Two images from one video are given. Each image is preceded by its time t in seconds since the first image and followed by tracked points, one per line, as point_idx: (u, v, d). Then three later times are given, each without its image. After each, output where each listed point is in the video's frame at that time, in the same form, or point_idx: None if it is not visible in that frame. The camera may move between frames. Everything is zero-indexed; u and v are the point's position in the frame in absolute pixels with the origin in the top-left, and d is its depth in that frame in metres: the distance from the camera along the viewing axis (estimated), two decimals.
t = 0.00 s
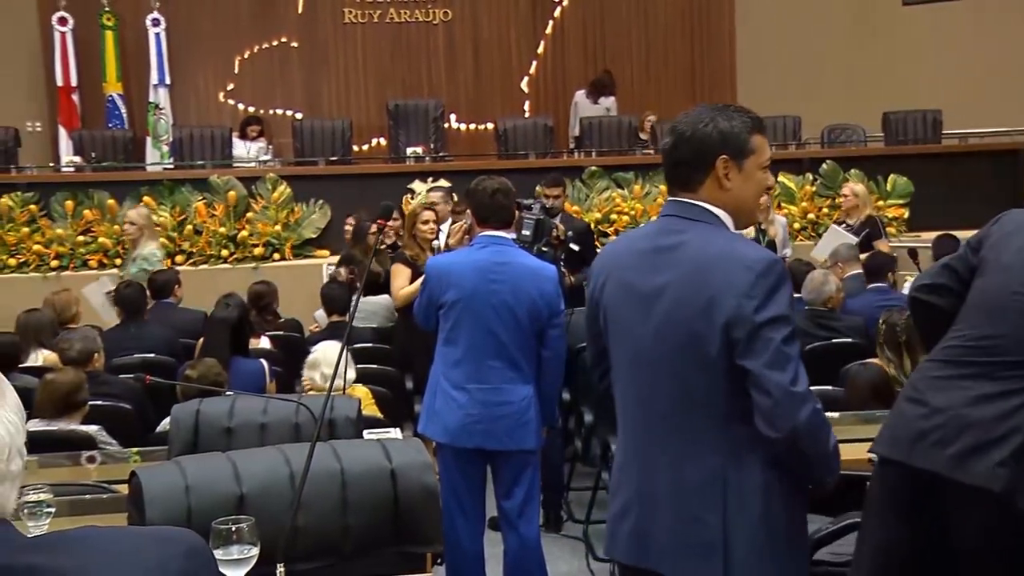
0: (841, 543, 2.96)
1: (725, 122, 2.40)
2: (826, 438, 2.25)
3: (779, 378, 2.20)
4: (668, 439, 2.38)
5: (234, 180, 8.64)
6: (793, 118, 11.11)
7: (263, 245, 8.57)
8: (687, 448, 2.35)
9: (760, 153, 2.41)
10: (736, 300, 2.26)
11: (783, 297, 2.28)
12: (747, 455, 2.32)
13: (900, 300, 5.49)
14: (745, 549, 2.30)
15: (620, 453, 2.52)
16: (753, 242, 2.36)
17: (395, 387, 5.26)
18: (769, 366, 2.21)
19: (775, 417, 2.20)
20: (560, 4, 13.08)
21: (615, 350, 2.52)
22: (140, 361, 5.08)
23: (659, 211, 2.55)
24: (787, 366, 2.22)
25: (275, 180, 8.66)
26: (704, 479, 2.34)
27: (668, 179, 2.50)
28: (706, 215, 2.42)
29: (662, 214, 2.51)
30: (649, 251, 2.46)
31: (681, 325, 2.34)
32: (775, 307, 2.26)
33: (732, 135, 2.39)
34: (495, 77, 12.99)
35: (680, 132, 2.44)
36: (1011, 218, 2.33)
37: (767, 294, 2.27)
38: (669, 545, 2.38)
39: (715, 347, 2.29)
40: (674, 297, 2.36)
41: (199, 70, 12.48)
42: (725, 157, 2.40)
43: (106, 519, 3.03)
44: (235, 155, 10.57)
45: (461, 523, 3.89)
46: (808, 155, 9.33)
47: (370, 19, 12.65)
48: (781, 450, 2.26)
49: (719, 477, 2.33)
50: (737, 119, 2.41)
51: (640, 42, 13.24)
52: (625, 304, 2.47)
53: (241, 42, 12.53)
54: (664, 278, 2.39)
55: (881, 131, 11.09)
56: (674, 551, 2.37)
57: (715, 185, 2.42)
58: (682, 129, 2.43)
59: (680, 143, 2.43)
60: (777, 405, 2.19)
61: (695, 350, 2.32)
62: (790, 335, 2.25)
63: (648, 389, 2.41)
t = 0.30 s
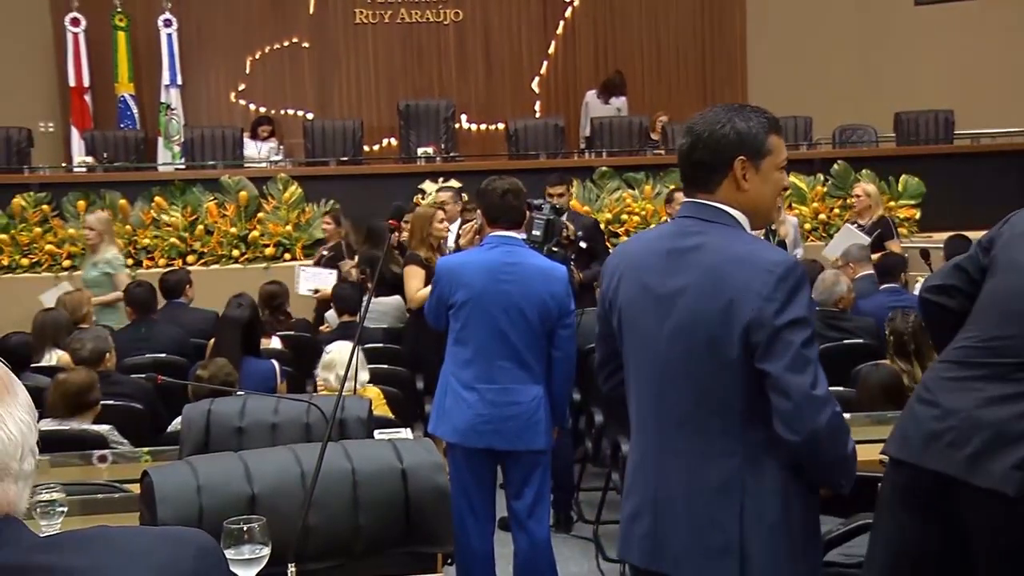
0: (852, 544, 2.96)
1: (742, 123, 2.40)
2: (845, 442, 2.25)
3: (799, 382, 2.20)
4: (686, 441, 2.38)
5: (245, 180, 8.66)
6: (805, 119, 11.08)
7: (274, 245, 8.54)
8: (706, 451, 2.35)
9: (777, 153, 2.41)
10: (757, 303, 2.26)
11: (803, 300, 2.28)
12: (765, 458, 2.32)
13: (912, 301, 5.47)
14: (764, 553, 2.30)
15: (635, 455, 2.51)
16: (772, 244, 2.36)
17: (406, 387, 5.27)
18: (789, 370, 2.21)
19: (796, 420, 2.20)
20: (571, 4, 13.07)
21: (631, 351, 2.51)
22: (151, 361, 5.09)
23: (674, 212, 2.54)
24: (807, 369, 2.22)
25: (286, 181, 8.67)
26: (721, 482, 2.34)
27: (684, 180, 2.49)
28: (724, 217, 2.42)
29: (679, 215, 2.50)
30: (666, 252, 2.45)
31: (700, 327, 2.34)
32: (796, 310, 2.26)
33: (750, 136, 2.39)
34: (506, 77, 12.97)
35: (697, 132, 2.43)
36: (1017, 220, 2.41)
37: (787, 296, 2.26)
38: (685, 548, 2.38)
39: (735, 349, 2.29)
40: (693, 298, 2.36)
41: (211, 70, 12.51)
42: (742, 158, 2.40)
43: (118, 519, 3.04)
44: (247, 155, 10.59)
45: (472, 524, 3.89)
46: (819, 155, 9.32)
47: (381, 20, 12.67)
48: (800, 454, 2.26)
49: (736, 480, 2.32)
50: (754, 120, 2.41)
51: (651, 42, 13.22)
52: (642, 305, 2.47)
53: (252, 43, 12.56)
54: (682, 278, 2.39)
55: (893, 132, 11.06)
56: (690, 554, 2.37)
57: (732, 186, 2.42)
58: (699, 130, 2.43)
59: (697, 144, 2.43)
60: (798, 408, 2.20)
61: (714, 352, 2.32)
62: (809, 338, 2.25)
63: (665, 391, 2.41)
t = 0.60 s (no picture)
0: (854, 545, 2.96)
1: (745, 123, 2.40)
2: (849, 443, 2.26)
3: (806, 384, 2.20)
4: (690, 443, 2.38)
5: (248, 180, 8.67)
6: (808, 119, 11.07)
7: (276, 245, 8.56)
8: (710, 452, 2.35)
9: (780, 153, 2.42)
10: (763, 305, 2.26)
11: (808, 302, 2.28)
12: (769, 460, 2.32)
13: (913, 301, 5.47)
14: (768, 554, 2.30)
15: (637, 456, 2.51)
16: (777, 245, 2.36)
17: (408, 387, 5.27)
18: (795, 372, 2.21)
19: (802, 423, 2.20)
20: (573, 4, 13.07)
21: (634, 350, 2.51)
22: (154, 361, 5.10)
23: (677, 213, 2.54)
24: (812, 372, 2.22)
25: (289, 180, 8.67)
26: (725, 484, 2.33)
27: (687, 180, 2.49)
28: (727, 218, 2.42)
29: (683, 215, 2.50)
30: (670, 252, 2.45)
31: (705, 327, 2.34)
32: (801, 312, 2.26)
33: (754, 136, 2.39)
34: (508, 77, 12.98)
35: (700, 133, 2.43)
36: (996, 219, 2.47)
37: (793, 298, 2.27)
38: (688, 549, 2.38)
39: (741, 351, 2.29)
40: (697, 299, 2.36)
41: (213, 70, 12.52)
42: (746, 158, 2.40)
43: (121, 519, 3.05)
44: (250, 156, 10.59)
45: (474, 525, 3.89)
46: (822, 156, 9.32)
47: (383, 20, 12.67)
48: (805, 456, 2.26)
49: (740, 482, 2.33)
50: (757, 119, 2.41)
51: (654, 42, 13.22)
52: (646, 305, 2.47)
53: (254, 43, 12.57)
54: (687, 279, 2.39)
55: (896, 132, 11.06)
56: (693, 555, 2.38)
57: (735, 187, 2.42)
58: (703, 131, 2.43)
59: (701, 145, 2.43)
60: (804, 410, 2.19)
61: (719, 354, 2.32)
62: (815, 340, 2.25)
63: (669, 392, 2.41)
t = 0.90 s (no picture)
0: (860, 544, 2.97)
1: (750, 124, 2.40)
2: (856, 443, 2.25)
3: (812, 386, 2.20)
4: (696, 443, 2.38)
5: (254, 180, 8.69)
6: (814, 119, 11.06)
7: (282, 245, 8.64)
8: (716, 454, 2.35)
9: (786, 153, 2.41)
10: (769, 306, 2.26)
11: (815, 302, 2.28)
12: (775, 460, 2.32)
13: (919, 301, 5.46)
14: (775, 555, 2.30)
15: (642, 457, 2.51)
16: (783, 246, 2.36)
17: (415, 388, 5.27)
18: (802, 373, 2.21)
19: (809, 424, 2.20)
20: (579, 4, 13.05)
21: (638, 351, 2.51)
22: (161, 360, 5.10)
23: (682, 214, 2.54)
24: (818, 373, 2.22)
25: (295, 181, 8.71)
26: (731, 485, 2.33)
27: (692, 181, 2.49)
28: (733, 219, 2.42)
29: (687, 216, 2.50)
30: (675, 252, 2.45)
31: (710, 328, 2.34)
32: (808, 312, 2.26)
33: (759, 137, 2.39)
34: (515, 77, 12.98)
35: (705, 133, 2.43)
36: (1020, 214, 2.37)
37: (799, 299, 2.26)
38: (695, 550, 2.38)
39: (746, 351, 2.29)
40: (701, 299, 2.36)
41: (219, 70, 12.52)
42: (751, 159, 2.40)
43: (128, 518, 3.05)
44: (256, 156, 10.59)
45: (481, 524, 3.89)
46: (828, 156, 9.31)
47: (389, 20, 12.67)
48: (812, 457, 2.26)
49: (746, 483, 2.32)
50: (762, 120, 2.41)
51: (659, 42, 13.21)
52: (650, 307, 2.47)
53: (260, 44, 12.57)
54: (692, 279, 2.39)
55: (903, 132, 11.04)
56: (701, 557, 2.37)
57: (742, 188, 2.42)
58: (707, 132, 2.43)
59: (706, 145, 2.42)
60: (810, 411, 2.19)
61: (724, 355, 2.32)
62: (821, 341, 2.25)
63: (674, 393, 2.41)
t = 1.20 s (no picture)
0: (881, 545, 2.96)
1: (767, 123, 2.39)
2: (876, 444, 2.24)
3: (836, 386, 2.18)
4: (716, 443, 2.37)
5: (274, 180, 8.71)
6: (834, 119, 11.02)
7: (302, 245, 8.67)
8: (737, 455, 2.34)
9: (804, 152, 2.41)
10: (790, 306, 2.25)
11: (836, 303, 2.27)
12: (797, 461, 2.31)
13: (941, 302, 5.44)
14: (796, 555, 2.30)
15: (661, 458, 2.51)
16: (804, 247, 2.35)
17: (434, 388, 5.27)
18: (823, 374, 2.19)
19: (833, 424, 2.18)
20: (599, 5, 13.04)
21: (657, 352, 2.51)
22: (181, 360, 5.11)
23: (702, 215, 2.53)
24: (841, 374, 2.21)
25: (314, 180, 8.72)
26: (751, 486, 2.33)
27: (710, 181, 2.48)
28: (752, 219, 2.42)
29: (706, 217, 2.50)
30: (694, 252, 2.45)
31: (730, 328, 2.33)
32: (829, 312, 2.25)
33: (777, 136, 2.38)
34: (534, 78, 12.98)
35: (723, 133, 2.43)
36: None
37: (820, 299, 2.25)
38: (715, 551, 2.37)
39: (766, 351, 2.28)
40: (720, 298, 2.35)
41: (239, 70, 12.56)
42: (769, 158, 2.39)
43: (149, 516, 3.06)
44: (276, 156, 10.62)
45: (500, 525, 3.89)
46: (848, 156, 9.27)
47: (408, 21, 12.69)
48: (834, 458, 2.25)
49: (767, 483, 2.32)
50: (779, 119, 2.40)
51: (679, 41, 13.18)
52: (668, 307, 2.47)
53: (281, 44, 12.61)
54: (711, 279, 2.39)
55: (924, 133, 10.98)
56: (721, 558, 2.36)
57: (760, 188, 2.41)
58: (724, 132, 2.42)
59: (724, 145, 2.42)
60: (831, 412, 2.18)
61: (744, 355, 2.31)
62: (842, 342, 2.24)
63: (692, 393, 2.40)
